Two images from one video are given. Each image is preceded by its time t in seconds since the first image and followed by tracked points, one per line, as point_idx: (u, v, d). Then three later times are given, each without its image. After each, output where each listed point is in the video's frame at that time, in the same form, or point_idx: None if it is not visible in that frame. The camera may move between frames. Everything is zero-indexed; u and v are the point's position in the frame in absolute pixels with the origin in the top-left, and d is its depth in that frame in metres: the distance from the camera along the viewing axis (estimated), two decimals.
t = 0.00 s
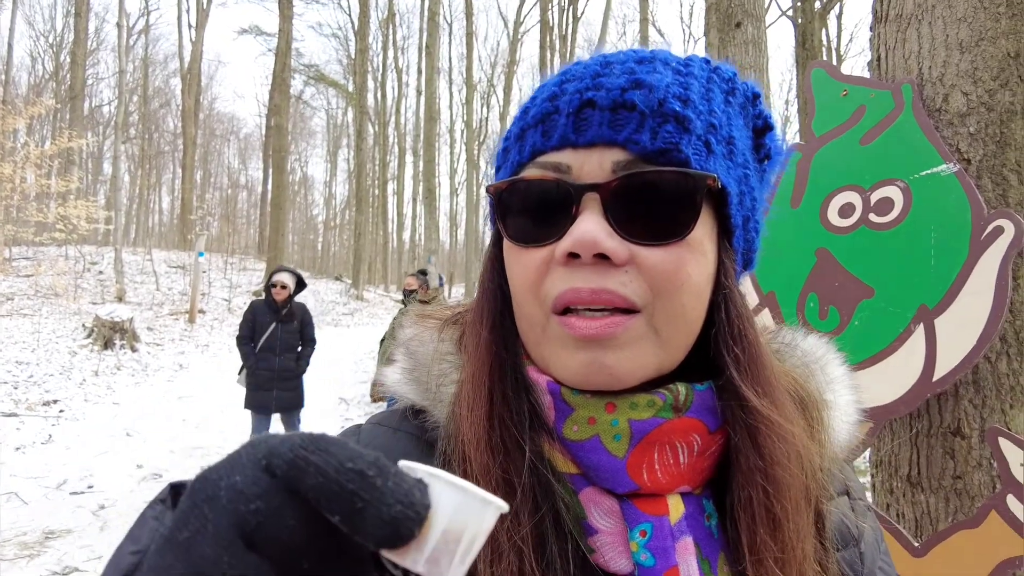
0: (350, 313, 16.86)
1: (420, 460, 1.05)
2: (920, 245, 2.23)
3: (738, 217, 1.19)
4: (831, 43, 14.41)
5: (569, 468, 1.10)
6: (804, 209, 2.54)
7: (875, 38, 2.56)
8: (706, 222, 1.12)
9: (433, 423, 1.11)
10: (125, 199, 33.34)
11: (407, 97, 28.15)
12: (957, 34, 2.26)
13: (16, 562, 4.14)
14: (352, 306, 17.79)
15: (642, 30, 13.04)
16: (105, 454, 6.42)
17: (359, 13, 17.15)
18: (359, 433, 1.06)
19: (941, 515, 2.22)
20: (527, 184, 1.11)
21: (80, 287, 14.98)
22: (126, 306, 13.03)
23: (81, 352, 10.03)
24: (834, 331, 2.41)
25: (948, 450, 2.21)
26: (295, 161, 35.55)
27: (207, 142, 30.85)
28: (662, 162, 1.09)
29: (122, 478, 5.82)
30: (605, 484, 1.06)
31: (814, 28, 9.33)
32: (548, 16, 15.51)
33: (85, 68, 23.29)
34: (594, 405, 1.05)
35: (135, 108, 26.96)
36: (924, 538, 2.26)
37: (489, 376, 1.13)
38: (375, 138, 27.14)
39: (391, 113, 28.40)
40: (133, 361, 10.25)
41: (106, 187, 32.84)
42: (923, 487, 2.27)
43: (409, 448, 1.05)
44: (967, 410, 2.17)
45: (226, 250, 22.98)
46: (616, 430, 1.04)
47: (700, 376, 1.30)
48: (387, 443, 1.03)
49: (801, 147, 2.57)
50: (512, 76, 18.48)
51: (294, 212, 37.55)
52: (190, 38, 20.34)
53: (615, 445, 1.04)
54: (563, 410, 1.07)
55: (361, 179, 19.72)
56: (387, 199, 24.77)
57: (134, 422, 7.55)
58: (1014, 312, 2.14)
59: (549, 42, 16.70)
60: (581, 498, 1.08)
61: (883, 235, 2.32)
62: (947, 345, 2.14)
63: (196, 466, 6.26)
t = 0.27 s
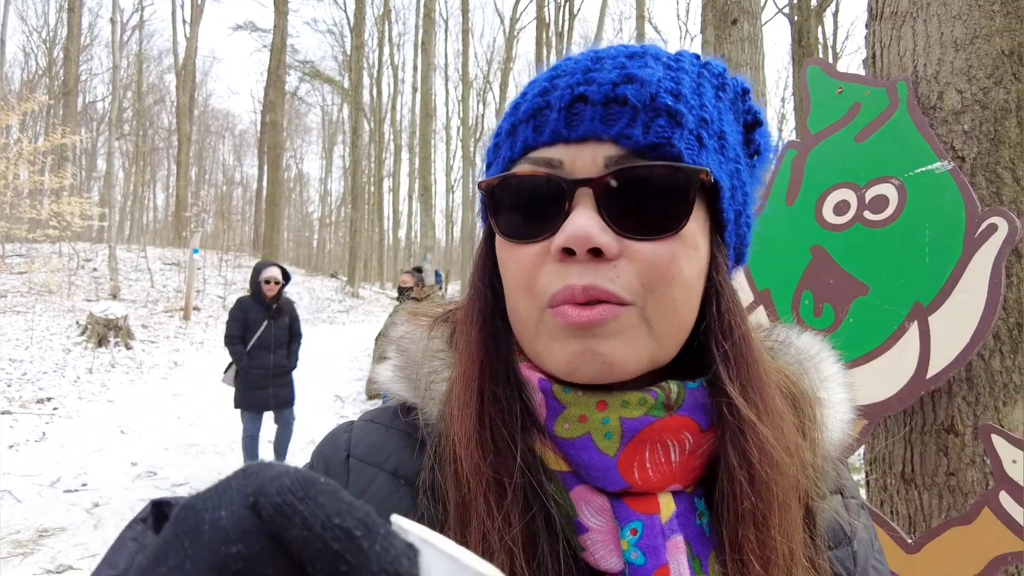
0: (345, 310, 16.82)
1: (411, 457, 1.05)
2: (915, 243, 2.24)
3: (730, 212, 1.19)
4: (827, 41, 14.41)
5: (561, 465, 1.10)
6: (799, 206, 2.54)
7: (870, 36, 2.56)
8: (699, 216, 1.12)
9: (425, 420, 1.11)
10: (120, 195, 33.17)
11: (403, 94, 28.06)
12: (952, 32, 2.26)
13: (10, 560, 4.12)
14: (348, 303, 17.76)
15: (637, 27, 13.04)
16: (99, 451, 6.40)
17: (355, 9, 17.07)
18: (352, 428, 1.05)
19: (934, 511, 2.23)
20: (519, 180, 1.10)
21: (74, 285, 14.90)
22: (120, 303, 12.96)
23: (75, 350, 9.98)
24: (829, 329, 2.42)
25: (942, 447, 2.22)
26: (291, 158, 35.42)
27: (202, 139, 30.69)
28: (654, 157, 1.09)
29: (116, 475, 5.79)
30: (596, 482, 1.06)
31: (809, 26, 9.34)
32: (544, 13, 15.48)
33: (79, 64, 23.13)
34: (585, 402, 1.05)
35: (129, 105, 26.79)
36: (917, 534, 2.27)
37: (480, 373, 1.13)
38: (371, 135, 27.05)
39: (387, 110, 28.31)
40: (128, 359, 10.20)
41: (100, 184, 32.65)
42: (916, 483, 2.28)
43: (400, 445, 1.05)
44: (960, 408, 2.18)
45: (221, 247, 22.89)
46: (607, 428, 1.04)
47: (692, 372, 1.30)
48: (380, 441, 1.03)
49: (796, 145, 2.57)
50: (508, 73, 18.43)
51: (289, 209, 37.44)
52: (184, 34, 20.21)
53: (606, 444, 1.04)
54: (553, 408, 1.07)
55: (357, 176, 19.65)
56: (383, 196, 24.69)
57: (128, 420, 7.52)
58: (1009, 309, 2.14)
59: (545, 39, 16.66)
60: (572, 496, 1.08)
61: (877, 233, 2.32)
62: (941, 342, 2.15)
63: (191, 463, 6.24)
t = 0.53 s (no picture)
0: (342, 308, 16.80)
1: (399, 454, 1.05)
2: (908, 241, 2.24)
3: (719, 208, 1.19)
4: (822, 39, 14.45)
5: (547, 464, 1.10)
6: (793, 204, 2.55)
7: (864, 34, 2.57)
8: (686, 212, 1.12)
9: (413, 416, 1.12)
10: (115, 193, 33.00)
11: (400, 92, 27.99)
12: (946, 30, 2.27)
13: (4, 557, 4.11)
14: (344, 301, 17.73)
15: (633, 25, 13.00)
16: (95, 449, 6.39)
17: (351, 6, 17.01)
18: (340, 425, 1.07)
19: (926, 507, 2.24)
20: (507, 175, 1.10)
21: (69, 282, 14.82)
22: (116, 300, 12.91)
23: (71, 347, 9.94)
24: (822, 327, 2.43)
25: (934, 444, 2.23)
26: (287, 155, 35.30)
27: (198, 136, 30.57)
28: (642, 153, 1.09)
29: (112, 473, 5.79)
30: (582, 480, 1.06)
31: (805, 25, 9.35)
32: (541, 11, 15.47)
33: (74, 60, 22.99)
34: (571, 399, 1.05)
35: (124, 102, 26.67)
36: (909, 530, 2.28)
37: (467, 371, 1.13)
38: (367, 132, 26.98)
39: (383, 107, 28.25)
40: (123, 356, 10.17)
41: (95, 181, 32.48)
42: (909, 480, 2.29)
43: (388, 442, 1.06)
44: (952, 405, 2.19)
45: (216, 245, 22.81)
46: (592, 425, 1.04)
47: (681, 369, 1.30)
48: (367, 436, 1.05)
49: (790, 143, 2.58)
50: (505, 71, 18.41)
51: (286, 206, 37.32)
52: (180, 31, 20.12)
53: (592, 441, 1.04)
54: (539, 405, 1.08)
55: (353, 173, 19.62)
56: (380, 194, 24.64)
57: (124, 418, 7.49)
58: (1000, 307, 2.15)
59: (541, 37, 16.66)
60: (559, 493, 1.08)
61: (870, 231, 2.33)
62: (933, 339, 2.16)
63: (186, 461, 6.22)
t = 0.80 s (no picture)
0: (338, 306, 16.75)
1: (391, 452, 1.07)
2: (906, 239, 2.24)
3: (714, 201, 1.18)
4: (820, 37, 14.43)
5: (543, 463, 1.09)
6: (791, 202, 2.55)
7: (862, 30, 2.56)
8: (680, 204, 1.11)
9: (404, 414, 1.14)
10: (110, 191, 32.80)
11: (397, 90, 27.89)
12: (943, 27, 2.26)
13: None
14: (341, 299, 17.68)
15: (631, 24, 12.95)
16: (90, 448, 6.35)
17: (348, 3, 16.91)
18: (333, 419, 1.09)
19: (923, 505, 2.24)
20: (500, 169, 1.09)
21: (63, 280, 14.74)
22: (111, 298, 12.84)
23: (66, 346, 9.89)
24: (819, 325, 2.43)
25: (931, 442, 2.23)
26: (283, 153, 35.14)
27: (194, 134, 30.39)
28: (635, 145, 1.08)
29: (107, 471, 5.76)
30: (577, 480, 1.05)
31: (802, 23, 9.33)
32: (538, 9, 15.43)
33: (68, 57, 22.81)
34: (565, 397, 1.04)
35: (120, 99, 26.49)
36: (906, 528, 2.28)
37: (460, 368, 1.14)
38: (364, 130, 26.88)
39: (379, 105, 28.14)
40: (118, 354, 10.12)
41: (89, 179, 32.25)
42: (906, 478, 2.29)
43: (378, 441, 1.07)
44: (950, 403, 2.18)
45: (212, 243, 22.69)
46: (588, 423, 1.03)
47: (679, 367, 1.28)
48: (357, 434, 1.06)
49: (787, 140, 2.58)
50: (502, 68, 18.36)
51: (282, 204, 37.16)
52: (175, 28, 19.99)
53: (587, 439, 1.03)
54: (534, 403, 1.07)
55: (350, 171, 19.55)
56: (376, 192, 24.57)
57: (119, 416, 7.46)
58: (997, 304, 2.15)
59: (538, 35, 16.60)
60: (554, 493, 1.07)
61: (868, 228, 2.33)
62: (931, 337, 2.15)
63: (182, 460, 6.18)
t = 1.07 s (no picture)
0: (335, 303, 16.71)
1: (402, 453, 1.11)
2: (905, 234, 2.23)
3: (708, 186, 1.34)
4: (817, 34, 14.41)
5: (551, 453, 1.10)
6: (792, 196, 2.61)
7: (863, 26, 2.55)
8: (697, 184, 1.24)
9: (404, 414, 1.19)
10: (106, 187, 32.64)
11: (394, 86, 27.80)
12: (945, 22, 2.24)
13: None
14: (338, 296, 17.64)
15: (630, 21, 12.92)
16: (86, 445, 6.32)
17: None
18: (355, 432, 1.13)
19: (923, 502, 2.23)
20: (545, 151, 1.11)
21: (59, 277, 14.67)
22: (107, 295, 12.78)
23: (61, 343, 9.84)
24: (821, 319, 2.45)
25: (931, 439, 2.22)
26: (280, 149, 35.00)
27: (190, 130, 30.25)
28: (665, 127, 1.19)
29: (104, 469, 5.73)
30: (588, 468, 1.06)
31: (800, 19, 9.32)
32: (536, 5, 15.37)
33: (63, 53, 22.66)
34: (578, 387, 1.04)
35: (115, 95, 26.36)
36: (907, 524, 2.27)
37: (465, 360, 1.15)
38: (360, 127, 26.78)
39: (376, 101, 28.04)
40: (115, 351, 10.08)
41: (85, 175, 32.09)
42: (906, 474, 2.29)
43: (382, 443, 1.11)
44: (950, 400, 2.17)
45: (208, 240, 22.59)
46: (600, 412, 1.04)
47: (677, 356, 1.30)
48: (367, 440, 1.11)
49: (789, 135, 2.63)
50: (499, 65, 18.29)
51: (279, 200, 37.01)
52: (170, 24, 19.88)
53: (599, 428, 1.04)
54: (545, 393, 1.07)
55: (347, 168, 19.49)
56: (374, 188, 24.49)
57: (116, 413, 7.43)
58: (998, 301, 2.12)
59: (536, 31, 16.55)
60: (564, 484, 1.08)
61: (867, 224, 2.33)
62: (932, 333, 2.14)
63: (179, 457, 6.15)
